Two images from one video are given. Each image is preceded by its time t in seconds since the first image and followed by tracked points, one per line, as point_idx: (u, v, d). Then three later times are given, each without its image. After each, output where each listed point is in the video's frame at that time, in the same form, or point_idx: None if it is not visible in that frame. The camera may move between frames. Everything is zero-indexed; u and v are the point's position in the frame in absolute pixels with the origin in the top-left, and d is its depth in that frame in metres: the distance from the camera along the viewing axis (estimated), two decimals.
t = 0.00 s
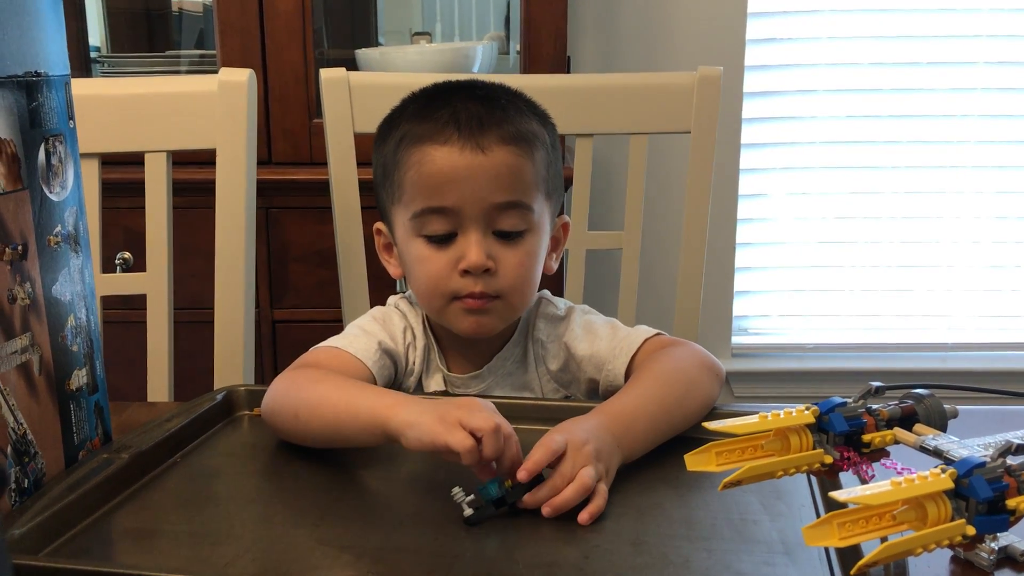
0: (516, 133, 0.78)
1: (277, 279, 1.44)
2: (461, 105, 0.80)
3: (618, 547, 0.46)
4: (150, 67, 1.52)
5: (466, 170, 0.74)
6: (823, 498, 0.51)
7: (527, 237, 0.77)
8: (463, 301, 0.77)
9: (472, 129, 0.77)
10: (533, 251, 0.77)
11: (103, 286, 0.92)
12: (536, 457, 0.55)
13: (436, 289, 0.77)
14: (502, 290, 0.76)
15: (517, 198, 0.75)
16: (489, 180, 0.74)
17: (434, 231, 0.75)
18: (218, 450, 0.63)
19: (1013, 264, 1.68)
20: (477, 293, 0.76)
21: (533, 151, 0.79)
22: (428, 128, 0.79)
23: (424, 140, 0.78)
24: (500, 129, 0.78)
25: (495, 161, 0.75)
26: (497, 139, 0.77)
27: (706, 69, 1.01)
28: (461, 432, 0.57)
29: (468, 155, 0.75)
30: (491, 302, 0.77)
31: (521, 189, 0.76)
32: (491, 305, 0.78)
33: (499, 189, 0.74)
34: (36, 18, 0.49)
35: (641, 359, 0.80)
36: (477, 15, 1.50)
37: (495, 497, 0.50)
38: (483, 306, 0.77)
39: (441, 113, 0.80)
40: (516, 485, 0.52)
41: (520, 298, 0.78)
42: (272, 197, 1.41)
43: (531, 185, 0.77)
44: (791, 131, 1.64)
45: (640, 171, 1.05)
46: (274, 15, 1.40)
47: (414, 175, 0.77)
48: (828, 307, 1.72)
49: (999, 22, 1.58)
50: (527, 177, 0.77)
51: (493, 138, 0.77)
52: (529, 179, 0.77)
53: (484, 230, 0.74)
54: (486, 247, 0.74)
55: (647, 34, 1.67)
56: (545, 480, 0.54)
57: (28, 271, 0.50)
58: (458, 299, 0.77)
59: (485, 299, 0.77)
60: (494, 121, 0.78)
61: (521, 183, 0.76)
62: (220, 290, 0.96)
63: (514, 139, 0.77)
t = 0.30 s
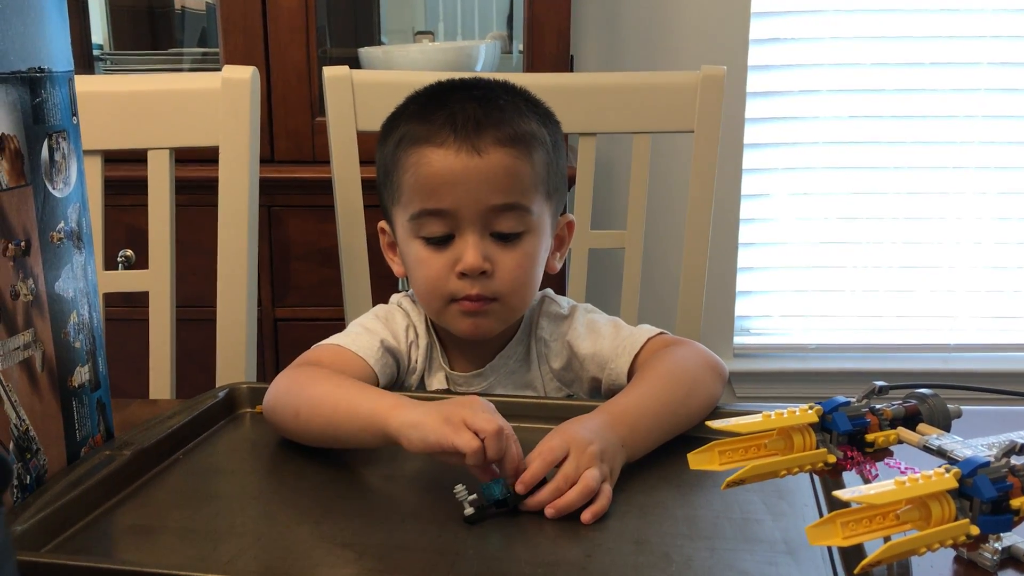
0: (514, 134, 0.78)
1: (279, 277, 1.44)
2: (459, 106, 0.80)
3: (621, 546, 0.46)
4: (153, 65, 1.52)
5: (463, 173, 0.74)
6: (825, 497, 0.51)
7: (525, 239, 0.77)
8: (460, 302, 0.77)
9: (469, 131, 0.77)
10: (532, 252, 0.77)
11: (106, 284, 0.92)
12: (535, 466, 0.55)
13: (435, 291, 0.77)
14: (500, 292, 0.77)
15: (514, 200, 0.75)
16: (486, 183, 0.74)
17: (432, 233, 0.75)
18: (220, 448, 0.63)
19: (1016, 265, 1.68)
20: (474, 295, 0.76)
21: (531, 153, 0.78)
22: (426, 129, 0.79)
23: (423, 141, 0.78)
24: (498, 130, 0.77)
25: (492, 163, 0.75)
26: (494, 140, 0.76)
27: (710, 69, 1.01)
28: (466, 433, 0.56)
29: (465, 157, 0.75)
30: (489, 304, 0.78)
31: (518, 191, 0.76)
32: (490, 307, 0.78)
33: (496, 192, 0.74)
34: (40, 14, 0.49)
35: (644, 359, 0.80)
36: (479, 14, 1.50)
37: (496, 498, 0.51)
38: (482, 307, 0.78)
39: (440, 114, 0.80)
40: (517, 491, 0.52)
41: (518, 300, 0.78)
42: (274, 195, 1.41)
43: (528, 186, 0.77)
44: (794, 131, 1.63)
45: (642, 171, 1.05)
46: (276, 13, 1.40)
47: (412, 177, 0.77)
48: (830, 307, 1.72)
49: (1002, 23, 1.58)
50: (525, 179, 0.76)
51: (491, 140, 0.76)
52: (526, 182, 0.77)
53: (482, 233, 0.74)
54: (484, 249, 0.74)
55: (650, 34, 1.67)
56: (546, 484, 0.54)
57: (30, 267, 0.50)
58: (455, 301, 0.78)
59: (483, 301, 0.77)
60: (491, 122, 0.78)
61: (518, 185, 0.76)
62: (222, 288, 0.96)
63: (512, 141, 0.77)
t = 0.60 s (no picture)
0: (516, 135, 0.78)
1: (282, 276, 1.44)
2: (462, 107, 0.80)
3: (624, 545, 0.46)
4: (156, 64, 1.52)
5: (464, 173, 0.74)
6: (829, 497, 0.51)
7: (526, 240, 0.76)
8: (461, 303, 0.77)
9: (471, 132, 0.77)
10: (533, 254, 0.77)
11: (110, 282, 0.92)
12: (538, 467, 0.55)
13: (436, 291, 0.77)
14: (500, 294, 0.77)
15: (515, 201, 0.75)
16: (487, 184, 0.74)
17: (433, 234, 0.75)
18: (224, 446, 0.63)
19: (1018, 267, 1.68)
20: (474, 295, 0.76)
21: (533, 154, 0.78)
22: (429, 129, 0.79)
23: (425, 142, 0.78)
24: (500, 131, 0.77)
25: (493, 164, 0.75)
26: (496, 142, 0.76)
27: (713, 69, 1.01)
28: (465, 434, 0.56)
29: (466, 158, 0.75)
30: (489, 305, 0.77)
31: (519, 193, 0.76)
32: (491, 308, 0.78)
33: (497, 193, 0.74)
34: (46, 12, 0.49)
35: (648, 359, 0.80)
36: (482, 14, 1.50)
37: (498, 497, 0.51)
38: (482, 308, 0.78)
39: (443, 114, 0.80)
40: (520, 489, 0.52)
41: (519, 301, 0.78)
42: (277, 194, 1.41)
43: (530, 188, 0.77)
44: (798, 131, 1.63)
45: (645, 171, 1.05)
46: (280, 13, 1.40)
47: (415, 177, 0.77)
48: (832, 308, 1.72)
49: (1006, 24, 1.58)
50: (526, 181, 0.76)
51: (492, 141, 0.76)
52: (528, 183, 0.77)
53: (483, 234, 0.74)
54: (484, 250, 0.74)
55: (652, 36, 1.68)
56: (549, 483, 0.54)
57: (35, 265, 0.50)
58: (456, 302, 0.78)
59: (484, 302, 0.77)
60: (493, 123, 0.78)
61: (520, 186, 0.76)
62: (225, 287, 0.96)
63: (514, 142, 0.77)
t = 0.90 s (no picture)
0: (517, 140, 0.78)
1: (284, 277, 1.44)
2: (464, 112, 0.80)
3: (627, 546, 0.46)
4: (160, 66, 1.53)
5: (465, 179, 0.74)
6: (831, 499, 0.51)
7: (528, 245, 0.77)
8: (463, 308, 0.78)
9: (473, 137, 0.77)
10: (535, 258, 0.77)
11: (112, 283, 0.92)
12: (541, 467, 0.55)
13: (438, 296, 0.77)
14: (502, 298, 0.77)
15: (516, 206, 0.75)
16: (488, 190, 0.74)
17: (434, 239, 0.75)
18: (227, 447, 0.63)
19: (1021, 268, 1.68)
20: (476, 301, 0.76)
21: (534, 159, 0.78)
22: (431, 134, 0.79)
23: (426, 147, 0.78)
24: (501, 136, 0.77)
25: (494, 170, 0.75)
26: (497, 147, 0.76)
27: (716, 70, 1.01)
28: (450, 422, 0.56)
29: (468, 164, 0.75)
30: (491, 310, 0.78)
31: (521, 198, 0.76)
32: (492, 313, 0.78)
33: (498, 199, 0.74)
34: (49, 13, 0.49)
35: (650, 360, 0.80)
36: (485, 15, 1.50)
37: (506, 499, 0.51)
38: (484, 313, 0.78)
39: (444, 119, 0.80)
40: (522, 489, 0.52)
41: (521, 305, 0.78)
42: (280, 195, 1.42)
43: (531, 193, 0.77)
44: (801, 132, 1.63)
45: (648, 171, 1.05)
46: (283, 14, 1.40)
47: (416, 182, 0.77)
48: (835, 309, 1.72)
49: (1009, 25, 1.57)
50: (527, 186, 0.76)
51: (494, 146, 0.76)
52: (529, 188, 0.77)
53: (484, 239, 0.74)
54: (486, 256, 0.74)
55: (655, 37, 1.68)
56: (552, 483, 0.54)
57: (39, 265, 0.50)
58: (458, 307, 0.78)
59: (486, 307, 0.77)
60: (495, 128, 0.78)
61: (521, 192, 0.76)
62: (228, 287, 0.96)
63: (515, 147, 0.77)
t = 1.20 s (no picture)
0: (523, 148, 0.78)
1: (287, 278, 1.44)
2: (469, 119, 0.80)
3: (629, 547, 0.46)
4: (163, 66, 1.53)
5: (471, 188, 0.74)
6: (834, 500, 0.51)
7: (532, 253, 0.77)
8: (466, 315, 0.78)
9: (479, 146, 0.77)
10: (538, 266, 0.78)
11: (114, 283, 0.93)
12: (544, 469, 0.55)
13: (442, 303, 0.78)
14: (505, 306, 0.77)
15: (521, 216, 0.75)
16: (493, 199, 0.74)
17: (438, 247, 0.75)
18: (229, 447, 0.63)
19: None
20: (480, 308, 0.77)
21: (540, 167, 0.78)
22: (436, 141, 0.79)
23: (431, 154, 0.78)
24: (507, 145, 0.77)
25: (499, 180, 0.75)
26: (503, 156, 0.76)
27: (718, 70, 1.01)
28: (427, 407, 0.59)
29: (473, 173, 0.75)
30: (495, 317, 0.78)
31: (526, 206, 0.76)
32: (495, 319, 0.78)
33: (503, 209, 0.74)
34: (53, 14, 0.50)
35: (654, 360, 0.80)
36: (487, 16, 1.50)
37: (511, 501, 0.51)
38: (487, 319, 0.78)
39: (449, 126, 0.80)
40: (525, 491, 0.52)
41: (524, 312, 0.79)
42: (282, 196, 1.42)
43: (536, 202, 0.77)
44: (804, 133, 1.63)
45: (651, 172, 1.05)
46: (286, 15, 1.41)
47: (420, 189, 0.77)
48: (838, 310, 1.72)
49: (1012, 25, 1.57)
50: (533, 195, 0.76)
51: (499, 155, 0.76)
52: (534, 198, 0.77)
53: (489, 248, 0.74)
54: (490, 264, 0.74)
55: (657, 38, 1.68)
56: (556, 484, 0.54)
57: (41, 266, 0.50)
58: (462, 313, 0.78)
59: (489, 314, 0.78)
60: (501, 136, 0.78)
61: (526, 201, 0.76)
62: (230, 288, 0.96)
63: (521, 156, 0.77)
